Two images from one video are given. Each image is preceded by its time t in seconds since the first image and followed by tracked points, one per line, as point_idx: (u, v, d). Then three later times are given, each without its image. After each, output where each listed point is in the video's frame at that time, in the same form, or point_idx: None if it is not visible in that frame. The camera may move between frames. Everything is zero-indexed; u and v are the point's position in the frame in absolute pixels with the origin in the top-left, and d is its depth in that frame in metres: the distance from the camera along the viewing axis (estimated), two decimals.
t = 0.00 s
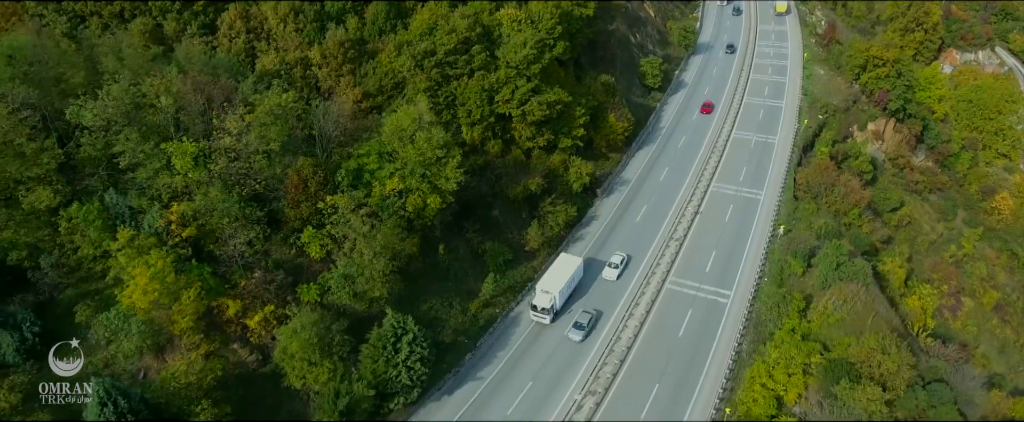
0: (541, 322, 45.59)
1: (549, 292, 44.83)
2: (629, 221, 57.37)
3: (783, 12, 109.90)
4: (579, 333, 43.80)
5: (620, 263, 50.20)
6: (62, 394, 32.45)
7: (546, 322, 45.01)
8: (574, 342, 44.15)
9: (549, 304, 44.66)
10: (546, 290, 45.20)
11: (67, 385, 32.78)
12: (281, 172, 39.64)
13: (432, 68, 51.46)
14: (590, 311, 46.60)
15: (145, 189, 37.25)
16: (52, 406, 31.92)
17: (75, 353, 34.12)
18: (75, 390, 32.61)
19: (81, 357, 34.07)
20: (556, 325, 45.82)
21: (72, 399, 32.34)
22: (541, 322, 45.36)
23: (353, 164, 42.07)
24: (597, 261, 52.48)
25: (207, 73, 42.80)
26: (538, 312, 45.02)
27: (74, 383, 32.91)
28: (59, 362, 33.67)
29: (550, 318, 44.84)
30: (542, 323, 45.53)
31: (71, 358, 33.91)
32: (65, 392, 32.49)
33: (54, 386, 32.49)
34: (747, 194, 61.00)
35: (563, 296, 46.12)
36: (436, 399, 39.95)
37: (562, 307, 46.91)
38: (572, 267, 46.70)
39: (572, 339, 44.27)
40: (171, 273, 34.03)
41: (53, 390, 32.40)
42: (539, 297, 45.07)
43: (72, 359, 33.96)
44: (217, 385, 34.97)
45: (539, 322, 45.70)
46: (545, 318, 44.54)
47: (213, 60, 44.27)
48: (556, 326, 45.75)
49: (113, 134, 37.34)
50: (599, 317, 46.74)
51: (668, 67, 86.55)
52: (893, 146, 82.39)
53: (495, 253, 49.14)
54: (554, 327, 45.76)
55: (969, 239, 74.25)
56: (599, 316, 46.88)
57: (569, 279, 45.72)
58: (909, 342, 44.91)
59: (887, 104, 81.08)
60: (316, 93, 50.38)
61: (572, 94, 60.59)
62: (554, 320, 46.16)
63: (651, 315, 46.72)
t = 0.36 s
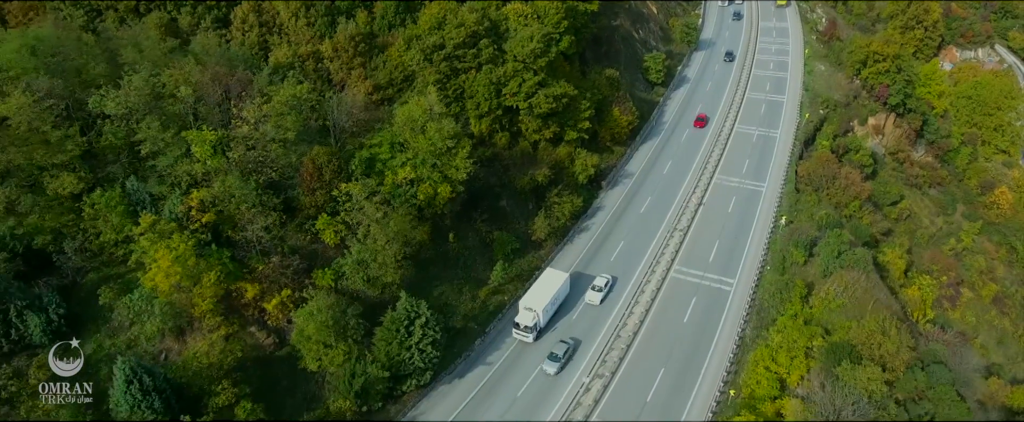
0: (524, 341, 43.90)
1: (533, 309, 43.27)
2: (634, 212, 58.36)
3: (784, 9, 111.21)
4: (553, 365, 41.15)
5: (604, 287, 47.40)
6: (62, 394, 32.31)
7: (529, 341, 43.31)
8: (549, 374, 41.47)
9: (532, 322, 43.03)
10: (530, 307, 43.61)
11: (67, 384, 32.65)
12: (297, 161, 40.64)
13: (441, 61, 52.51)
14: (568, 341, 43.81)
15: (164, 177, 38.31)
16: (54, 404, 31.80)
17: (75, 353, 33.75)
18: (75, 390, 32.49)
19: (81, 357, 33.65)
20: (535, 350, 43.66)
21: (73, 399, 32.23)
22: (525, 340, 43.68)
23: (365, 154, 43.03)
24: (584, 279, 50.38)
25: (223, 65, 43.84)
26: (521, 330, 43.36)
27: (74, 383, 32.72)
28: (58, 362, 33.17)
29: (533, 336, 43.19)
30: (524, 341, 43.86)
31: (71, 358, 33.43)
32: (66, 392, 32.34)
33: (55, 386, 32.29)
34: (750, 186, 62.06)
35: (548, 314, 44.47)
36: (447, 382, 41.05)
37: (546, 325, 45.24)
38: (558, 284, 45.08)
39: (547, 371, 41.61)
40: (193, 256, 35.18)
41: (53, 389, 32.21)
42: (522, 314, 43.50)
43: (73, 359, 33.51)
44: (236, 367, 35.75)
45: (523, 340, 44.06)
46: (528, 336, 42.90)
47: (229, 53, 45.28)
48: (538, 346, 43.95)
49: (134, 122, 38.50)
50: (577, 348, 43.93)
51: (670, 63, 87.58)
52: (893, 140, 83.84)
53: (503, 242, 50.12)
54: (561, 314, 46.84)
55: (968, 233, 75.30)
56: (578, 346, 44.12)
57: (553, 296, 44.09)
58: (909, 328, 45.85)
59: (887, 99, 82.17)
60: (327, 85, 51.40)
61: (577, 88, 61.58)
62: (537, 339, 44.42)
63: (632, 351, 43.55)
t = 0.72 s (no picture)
0: (505, 360, 42.16)
1: (515, 327, 41.59)
2: (639, 203, 59.35)
3: (785, 7, 112.47)
4: (523, 398, 38.57)
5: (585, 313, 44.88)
6: (62, 394, 32.42)
7: (510, 361, 41.54)
8: (518, 408, 38.87)
9: (512, 341, 41.30)
10: (511, 326, 41.93)
11: (67, 384, 32.60)
12: (312, 150, 41.62)
13: (449, 54, 53.57)
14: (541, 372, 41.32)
15: (182, 165, 39.39)
16: (55, 405, 32.23)
17: (75, 353, 33.33)
18: (75, 390, 32.45)
19: (80, 357, 33.22)
20: (513, 373, 41.61)
21: (73, 399, 32.32)
22: (506, 360, 41.93)
23: (377, 144, 44.04)
24: (569, 299, 48.28)
25: (238, 56, 44.68)
26: (502, 349, 41.63)
27: (74, 383, 32.60)
28: (58, 361, 32.93)
29: (514, 356, 41.48)
30: (505, 361, 42.07)
31: (70, 358, 33.09)
32: (66, 392, 32.38)
33: (54, 386, 32.42)
34: (753, 179, 63.04)
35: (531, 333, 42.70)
36: (458, 367, 41.84)
37: (528, 345, 43.44)
38: (541, 302, 43.31)
39: (516, 405, 39.00)
40: (213, 241, 36.25)
41: (53, 389, 32.37)
42: (504, 333, 41.81)
43: (73, 358, 33.17)
44: (254, 349, 36.59)
45: (504, 361, 42.29)
46: (508, 355, 41.23)
47: (243, 46, 46.23)
48: (517, 368, 42.02)
49: (154, 112, 39.75)
50: (551, 380, 41.28)
51: (673, 59, 88.59)
52: (893, 136, 84.23)
53: (511, 231, 51.01)
54: (568, 303, 47.82)
55: (967, 227, 76.25)
56: (552, 379, 41.50)
57: (536, 314, 42.31)
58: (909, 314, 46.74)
59: (887, 95, 83.04)
60: (339, 78, 52.38)
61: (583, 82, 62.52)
62: (518, 359, 42.52)
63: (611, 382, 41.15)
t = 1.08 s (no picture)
0: (483, 381, 40.62)
1: (493, 347, 40.11)
2: (643, 195, 60.45)
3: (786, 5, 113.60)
4: None
5: (562, 342, 42.58)
6: (62, 394, 32.57)
7: (486, 382, 40.02)
8: None
9: (490, 362, 39.82)
10: (490, 346, 40.42)
11: (67, 384, 32.74)
12: (326, 140, 42.59)
13: (457, 49, 54.77)
14: (506, 409, 38.77)
15: (200, 155, 40.48)
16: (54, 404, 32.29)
17: (75, 353, 33.28)
18: (75, 390, 32.70)
19: (80, 357, 33.22)
20: (485, 399, 39.82)
21: (73, 399, 32.58)
22: (483, 381, 40.41)
23: (389, 135, 45.35)
24: (554, 317, 46.50)
25: (253, 49, 45.70)
26: (479, 370, 40.13)
27: (74, 383, 32.79)
28: (58, 361, 32.91)
29: (492, 377, 39.96)
30: (483, 382, 40.55)
31: (70, 358, 33.09)
32: (66, 392, 32.57)
33: (54, 386, 32.51)
34: (755, 172, 64.07)
35: (510, 353, 41.20)
36: (469, 352, 43.06)
37: (507, 366, 41.85)
38: (521, 322, 41.71)
39: None
40: (232, 227, 37.34)
41: (53, 390, 32.47)
42: (482, 352, 40.35)
43: (72, 359, 33.15)
44: (272, 331, 37.70)
45: (481, 382, 40.75)
46: (485, 377, 39.73)
47: (256, 40, 47.25)
48: (494, 390, 40.43)
49: (173, 102, 40.75)
50: (518, 417, 38.76)
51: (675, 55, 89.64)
52: (893, 131, 85.45)
53: (518, 222, 52.12)
54: (575, 290, 48.99)
55: (966, 221, 77.11)
56: (520, 413, 39.12)
57: (515, 334, 40.78)
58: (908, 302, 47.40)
59: (887, 91, 84.26)
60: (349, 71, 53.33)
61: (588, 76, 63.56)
62: (496, 381, 40.95)
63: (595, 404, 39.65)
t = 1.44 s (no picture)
0: (460, 402, 39.16)
1: (470, 367, 38.59)
2: (647, 189, 61.48)
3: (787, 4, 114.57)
4: None
5: (536, 371, 40.31)
6: (62, 393, 33.28)
7: (463, 403, 38.64)
8: None
9: (466, 383, 38.32)
10: (468, 366, 38.88)
11: (67, 384, 33.42)
12: (338, 132, 43.54)
13: (463, 44, 55.81)
14: None
15: (216, 145, 41.50)
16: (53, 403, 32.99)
17: (76, 354, 33.65)
18: (75, 390, 33.40)
19: (80, 358, 33.67)
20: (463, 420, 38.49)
21: (73, 399, 33.29)
22: (461, 402, 39.04)
23: (399, 127, 46.41)
24: (538, 336, 44.94)
25: (265, 43, 46.59)
26: (456, 390, 38.70)
27: (74, 383, 33.50)
28: (59, 361, 33.42)
29: (469, 398, 38.55)
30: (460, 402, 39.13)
31: (70, 359, 33.54)
32: (67, 392, 33.27)
33: (55, 386, 33.24)
34: (757, 166, 65.03)
35: (489, 374, 39.64)
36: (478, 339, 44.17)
37: (486, 387, 40.29)
38: (500, 342, 40.08)
39: None
40: (248, 216, 38.34)
41: (53, 390, 33.18)
42: (460, 372, 38.89)
43: (72, 359, 33.59)
44: (287, 317, 38.71)
45: (460, 402, 39.34)
46: (462, 397, 38.34)
47: (268, 34, 48.15)
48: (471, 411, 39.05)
49: (189, 95, 41.73)
50: None
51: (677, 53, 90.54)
52: (892, 128, 87.29)
53: (524, 214, 53.06)
54: (581, 281, 50.00)
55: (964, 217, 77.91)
56: None
57: (493, 355, 39.18)
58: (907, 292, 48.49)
59: (887, 87, 85.42)
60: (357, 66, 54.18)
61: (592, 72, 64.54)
62: (475, 401, 39.52)
63: (593, 402, 39.69)
